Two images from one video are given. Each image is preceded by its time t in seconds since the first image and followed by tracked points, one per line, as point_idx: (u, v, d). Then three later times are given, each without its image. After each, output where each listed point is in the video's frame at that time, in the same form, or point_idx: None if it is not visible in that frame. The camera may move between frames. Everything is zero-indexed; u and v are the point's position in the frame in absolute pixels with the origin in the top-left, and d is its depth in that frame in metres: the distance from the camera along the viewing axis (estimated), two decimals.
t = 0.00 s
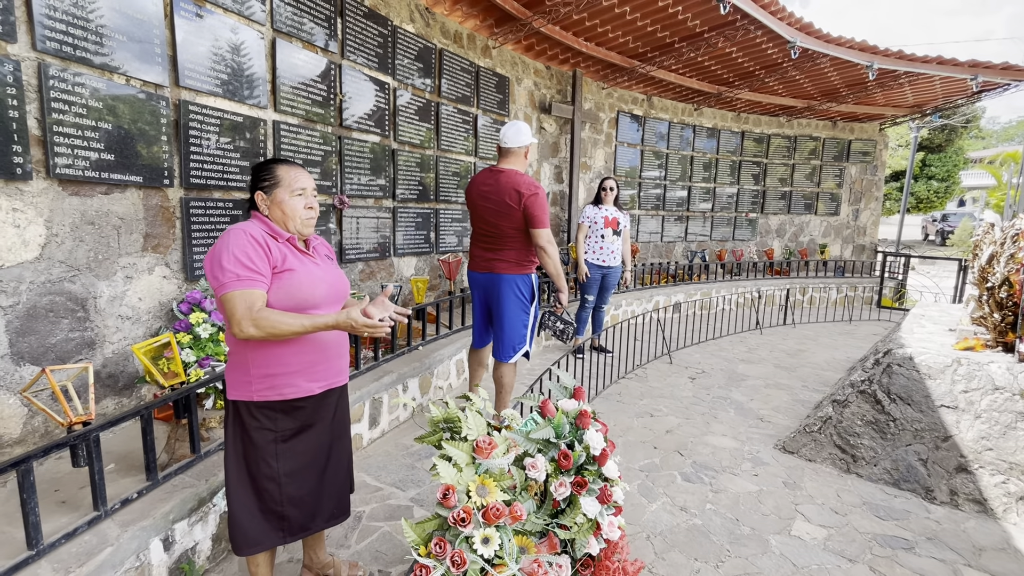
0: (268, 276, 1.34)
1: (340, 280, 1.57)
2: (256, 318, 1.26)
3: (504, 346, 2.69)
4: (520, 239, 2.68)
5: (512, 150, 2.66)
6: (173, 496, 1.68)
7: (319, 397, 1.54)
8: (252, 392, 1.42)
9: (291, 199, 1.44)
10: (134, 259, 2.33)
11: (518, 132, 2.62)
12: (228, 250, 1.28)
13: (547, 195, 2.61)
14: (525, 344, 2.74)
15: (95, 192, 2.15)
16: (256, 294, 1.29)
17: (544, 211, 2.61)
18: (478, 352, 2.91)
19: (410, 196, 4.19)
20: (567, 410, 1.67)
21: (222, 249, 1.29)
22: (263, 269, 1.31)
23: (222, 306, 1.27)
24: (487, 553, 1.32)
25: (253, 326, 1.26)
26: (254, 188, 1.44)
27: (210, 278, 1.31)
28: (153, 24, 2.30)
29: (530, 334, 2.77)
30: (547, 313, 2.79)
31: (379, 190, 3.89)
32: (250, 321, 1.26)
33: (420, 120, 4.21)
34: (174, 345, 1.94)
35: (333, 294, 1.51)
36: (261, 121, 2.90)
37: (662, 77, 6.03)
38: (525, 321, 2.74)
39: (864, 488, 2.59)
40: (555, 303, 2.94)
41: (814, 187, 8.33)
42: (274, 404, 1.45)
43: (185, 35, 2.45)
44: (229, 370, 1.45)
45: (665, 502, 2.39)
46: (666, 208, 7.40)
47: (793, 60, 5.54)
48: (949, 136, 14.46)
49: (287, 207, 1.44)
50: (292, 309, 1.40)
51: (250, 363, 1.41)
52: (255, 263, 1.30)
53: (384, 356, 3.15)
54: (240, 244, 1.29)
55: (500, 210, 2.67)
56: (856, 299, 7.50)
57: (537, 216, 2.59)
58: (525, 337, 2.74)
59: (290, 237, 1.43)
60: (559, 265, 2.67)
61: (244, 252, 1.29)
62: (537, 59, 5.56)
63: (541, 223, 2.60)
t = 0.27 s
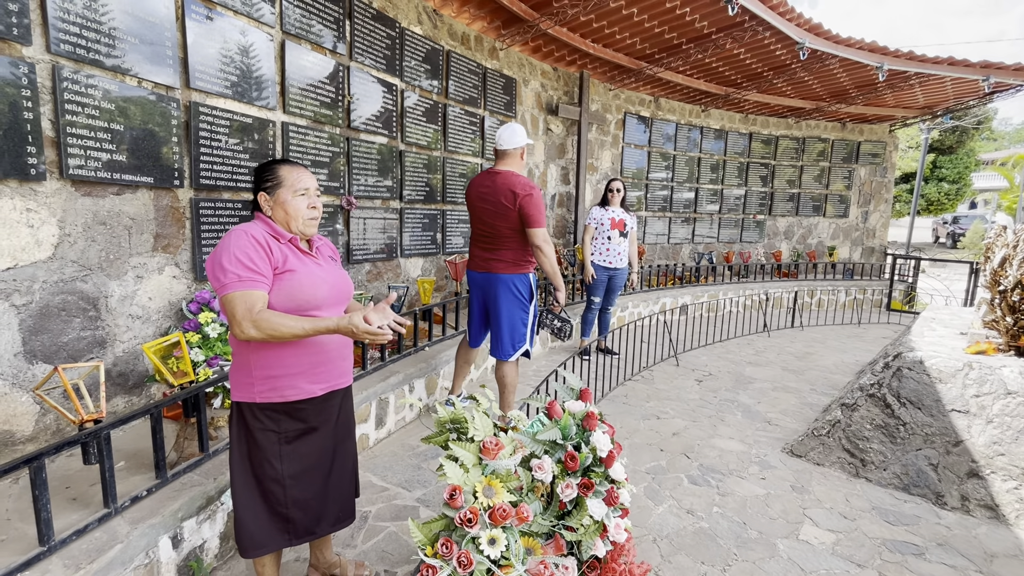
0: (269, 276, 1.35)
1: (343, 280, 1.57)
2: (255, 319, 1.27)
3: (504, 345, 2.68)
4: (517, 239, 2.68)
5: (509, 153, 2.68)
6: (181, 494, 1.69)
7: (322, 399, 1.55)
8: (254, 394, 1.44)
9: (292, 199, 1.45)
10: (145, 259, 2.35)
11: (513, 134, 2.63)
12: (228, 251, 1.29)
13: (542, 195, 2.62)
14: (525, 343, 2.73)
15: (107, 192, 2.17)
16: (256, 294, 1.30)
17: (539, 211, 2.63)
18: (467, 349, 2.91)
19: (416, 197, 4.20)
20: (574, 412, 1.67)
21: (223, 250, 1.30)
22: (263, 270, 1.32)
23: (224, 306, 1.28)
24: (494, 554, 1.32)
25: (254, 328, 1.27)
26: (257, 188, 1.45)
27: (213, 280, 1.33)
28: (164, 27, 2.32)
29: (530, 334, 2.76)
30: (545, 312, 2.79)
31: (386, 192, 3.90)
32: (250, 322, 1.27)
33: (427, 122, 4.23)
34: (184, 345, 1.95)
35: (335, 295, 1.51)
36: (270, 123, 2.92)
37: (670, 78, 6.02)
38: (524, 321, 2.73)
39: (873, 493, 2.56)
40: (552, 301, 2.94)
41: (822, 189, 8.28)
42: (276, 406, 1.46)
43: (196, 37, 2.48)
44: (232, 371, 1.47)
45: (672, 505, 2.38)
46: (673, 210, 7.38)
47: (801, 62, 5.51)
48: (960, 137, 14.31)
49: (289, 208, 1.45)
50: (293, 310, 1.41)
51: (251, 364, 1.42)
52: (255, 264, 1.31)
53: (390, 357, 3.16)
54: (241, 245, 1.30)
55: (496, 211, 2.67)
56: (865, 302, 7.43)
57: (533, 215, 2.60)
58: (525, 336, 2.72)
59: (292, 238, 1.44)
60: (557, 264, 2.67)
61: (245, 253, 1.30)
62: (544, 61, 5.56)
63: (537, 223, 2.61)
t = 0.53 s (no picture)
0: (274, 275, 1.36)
1: (347, 283, 1.58)
2: (250, 310, 1.23)
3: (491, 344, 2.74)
4: (501, 239, 2.69)
5: (489, 156, 2.69)
6: (186, 494, 1.70)
7: (327, 399, 1.55)
8: (260, 393, 1.44)
9: (300, 199, 1.45)
10: (151, 260, 2.37)
11: (492, 138, 2.65)
12: (233, 248, 1.30)
13: (523, 193, 2.60)
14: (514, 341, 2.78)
15: (114, 193, 2.19)
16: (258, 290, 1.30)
17: (521, 209, 2.60)
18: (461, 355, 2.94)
19: (421, 199, 4.21)
20: (578, 414, 1.67)
21: (228, 248, 1.31)
22: (267, 267, 1.33)
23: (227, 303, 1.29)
24: (496, 556, 1.31)
25: (249, 321, 1.23)
26: (264, 189, 1.46)
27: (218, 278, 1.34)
28: (172, 29, 2.34)
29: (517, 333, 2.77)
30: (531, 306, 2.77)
31: (391, 193, 3.91)
32: (246, 315, 1.24)
33: (432, 123, 4.24)
34: (188, 345, 1.97)
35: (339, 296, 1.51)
36: (275, 124, 2.93)
37: (675, 80, 6.01)
38: (510, 321, 2.75)
39: (879, 498, 2.55)
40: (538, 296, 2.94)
41: (828, 192, 8.24)
42: (281, 406, 1.46)
43: (203, 39, 2.49)
44: (238, 372, 1.48)
45: (675, 508, 2.37)
46: (677, 212, 7.36)
47: (807, 63, 5.49)
48: (968, 140, 14.22)
49: (297, 208, 1.45)
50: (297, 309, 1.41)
51: (257, 364, 1.43)
52: (259, 261, 1.31)
53: (394, 358, 3.16)
54: (247, 243, 1.32)
55: (479, 213, 2.69)
56: (871, 305, 7.39)
57: (513, 214, 2.58)
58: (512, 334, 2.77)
59: (298, 238, 1.45)
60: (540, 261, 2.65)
61: (249, 252, 1.31)
62: (548, 63, 5.57)
63: (518, 221, 2.59)
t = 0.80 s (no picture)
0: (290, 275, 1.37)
1: (359, 283, 1.60)
2: (267, 312, 1.25)
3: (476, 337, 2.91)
4: (483, 234, 2.87)
5: (471, 158, 2.91)
6: (189, 493, 1.70)
7: (337, 395, 1.56)
8: (273, 389, 1.46)
9: (319, 202, 1.48)
10: (155, 260, 2.38)
11: (473, 141, 2.87)
12: (249, 250, 1.31)
13: (502, 187, 2.82)
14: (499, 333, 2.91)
15: (119, 194, 2.20)
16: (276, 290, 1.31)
17: (499, 204, 2.81)
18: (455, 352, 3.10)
19: (424, 200, 4.22)
20: (581, 415, 1.66)
21: (246, 248, 1.32)
22: (284, 268, 1.34)
23: (246, 303, 1.29)
24: (498, 557, 1.31)
25: (267, 324, 1.25)
26: (280, 190, 1.48)
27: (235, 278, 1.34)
28: (177, 30, 2.35)
29: (503, 324, 2.90)
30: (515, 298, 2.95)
31: (394, 194, 3.92)
32: (264, 318, 1.25)
33: (435, 125, 4.25)
34: (191, 344, 1.99)
35: (352, 295, 1.52)
36: (280, 125, 2.94)
37: (678, 82, 6.01)
38: (496, 312, 2.89)
39: (884, 501, 2.53)
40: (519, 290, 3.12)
41: (832, 194, 8.22)
42: (293, 401, 1.47)
43: (208, 41, 2.50)
44: (251, 368, 1.50)
45: (678, 510, 2.36)
46: (681, 213, 7.35)
47: (811, 65, 5.48)
48: (973, 142, 14.16)
49: (315, 210, 1.48)
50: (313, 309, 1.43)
51: (272, 360, 1.45)
52: (276, 262, 1.32)
53: (397, 359, 3.17)
54: (264, 245, 1.33)
55: (463, 210, 2.89)
56: (875, 308, 7.36)
57: (492, 207, 2.79)
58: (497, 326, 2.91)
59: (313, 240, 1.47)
60: (519, 251, 2.83)
61: (267, 252, 1.32)
62: (552, 64, 5.58)
63: (497, 214, 2.79)
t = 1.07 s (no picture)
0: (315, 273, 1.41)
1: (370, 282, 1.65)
2: (306, 305, 1.30)
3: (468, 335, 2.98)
4: (474, 231, 2.91)
5: (463, 158, 2.96)
6: (192, 493, 1.71)
7: (351, 390, 1.58)
8: (289, 384, 1.47)
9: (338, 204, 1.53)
10: (159, 260, 2.38)
11: (465, 142, 2.93)
12: (276, 247, 1.34)
13: (491, 184, 2.85)
14: (491, 331, 2.96)
15: (124, 194, 2.21)
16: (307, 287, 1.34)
17: (489, 199, 2.85)
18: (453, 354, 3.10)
19: (427, 201, 4.22)
20: (583, 417, 1.66)
21: (273, 247, 1.35)
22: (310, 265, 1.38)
23: (276, 300, 1.32)
24: (501, 558, 1.31)
25: (305, 315, 1.30)
26: (296, 190, 1.49)
27: (259, 276, 1.36)
28: (182, 32, 2.36)
29: (493, 321, 2.96)
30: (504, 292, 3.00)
31: (397, 195, 3.92)
32: (302, 310, 1.30)
33: (438, 126, 4.26)
34: (195, 344, 1.99)
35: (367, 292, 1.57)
36: (284, 126, 2.95)
37: (682, 84, 6.00)
38: (487, 309, 2.95)
39: (888, 505, 2.52)
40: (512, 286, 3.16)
41: (836, 196, 8.20)
42: (308, 396, 1.48)
43: (212, 42, 2.51)
44: (266, 364, 1.50)
45: (681, 512, 2.35)
46: (684, 215, 7.34)
47: (815, 67, 5.47)
48: (978, 144, 14.10)
49: (335, 211, 1.52)
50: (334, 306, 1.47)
51: (289, 356, 1.45)
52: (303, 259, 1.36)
53: (399, 359, 3.17)
54: (289, 243, 1.36)
55: (455, 208, 2.95)
56: (879, 310, 7.33)
57: (482, 204, 2.82)
58: (489, 324, 2.96)
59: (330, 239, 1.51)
60: (509, 247, 2.84)
61: (293, 250, 1.36)
62: (555, 66, 5.58)
63: (487, 210, 2.83)
